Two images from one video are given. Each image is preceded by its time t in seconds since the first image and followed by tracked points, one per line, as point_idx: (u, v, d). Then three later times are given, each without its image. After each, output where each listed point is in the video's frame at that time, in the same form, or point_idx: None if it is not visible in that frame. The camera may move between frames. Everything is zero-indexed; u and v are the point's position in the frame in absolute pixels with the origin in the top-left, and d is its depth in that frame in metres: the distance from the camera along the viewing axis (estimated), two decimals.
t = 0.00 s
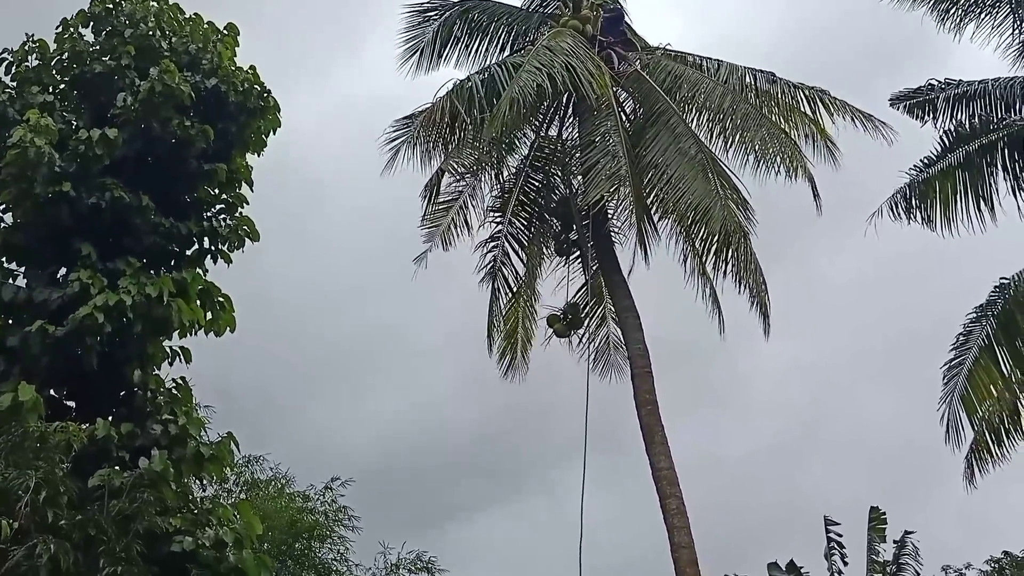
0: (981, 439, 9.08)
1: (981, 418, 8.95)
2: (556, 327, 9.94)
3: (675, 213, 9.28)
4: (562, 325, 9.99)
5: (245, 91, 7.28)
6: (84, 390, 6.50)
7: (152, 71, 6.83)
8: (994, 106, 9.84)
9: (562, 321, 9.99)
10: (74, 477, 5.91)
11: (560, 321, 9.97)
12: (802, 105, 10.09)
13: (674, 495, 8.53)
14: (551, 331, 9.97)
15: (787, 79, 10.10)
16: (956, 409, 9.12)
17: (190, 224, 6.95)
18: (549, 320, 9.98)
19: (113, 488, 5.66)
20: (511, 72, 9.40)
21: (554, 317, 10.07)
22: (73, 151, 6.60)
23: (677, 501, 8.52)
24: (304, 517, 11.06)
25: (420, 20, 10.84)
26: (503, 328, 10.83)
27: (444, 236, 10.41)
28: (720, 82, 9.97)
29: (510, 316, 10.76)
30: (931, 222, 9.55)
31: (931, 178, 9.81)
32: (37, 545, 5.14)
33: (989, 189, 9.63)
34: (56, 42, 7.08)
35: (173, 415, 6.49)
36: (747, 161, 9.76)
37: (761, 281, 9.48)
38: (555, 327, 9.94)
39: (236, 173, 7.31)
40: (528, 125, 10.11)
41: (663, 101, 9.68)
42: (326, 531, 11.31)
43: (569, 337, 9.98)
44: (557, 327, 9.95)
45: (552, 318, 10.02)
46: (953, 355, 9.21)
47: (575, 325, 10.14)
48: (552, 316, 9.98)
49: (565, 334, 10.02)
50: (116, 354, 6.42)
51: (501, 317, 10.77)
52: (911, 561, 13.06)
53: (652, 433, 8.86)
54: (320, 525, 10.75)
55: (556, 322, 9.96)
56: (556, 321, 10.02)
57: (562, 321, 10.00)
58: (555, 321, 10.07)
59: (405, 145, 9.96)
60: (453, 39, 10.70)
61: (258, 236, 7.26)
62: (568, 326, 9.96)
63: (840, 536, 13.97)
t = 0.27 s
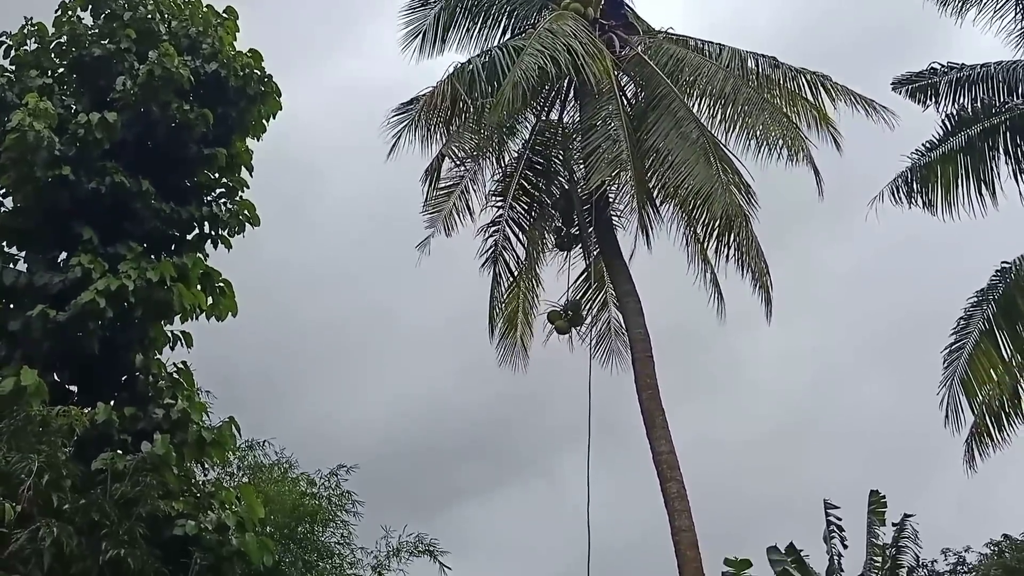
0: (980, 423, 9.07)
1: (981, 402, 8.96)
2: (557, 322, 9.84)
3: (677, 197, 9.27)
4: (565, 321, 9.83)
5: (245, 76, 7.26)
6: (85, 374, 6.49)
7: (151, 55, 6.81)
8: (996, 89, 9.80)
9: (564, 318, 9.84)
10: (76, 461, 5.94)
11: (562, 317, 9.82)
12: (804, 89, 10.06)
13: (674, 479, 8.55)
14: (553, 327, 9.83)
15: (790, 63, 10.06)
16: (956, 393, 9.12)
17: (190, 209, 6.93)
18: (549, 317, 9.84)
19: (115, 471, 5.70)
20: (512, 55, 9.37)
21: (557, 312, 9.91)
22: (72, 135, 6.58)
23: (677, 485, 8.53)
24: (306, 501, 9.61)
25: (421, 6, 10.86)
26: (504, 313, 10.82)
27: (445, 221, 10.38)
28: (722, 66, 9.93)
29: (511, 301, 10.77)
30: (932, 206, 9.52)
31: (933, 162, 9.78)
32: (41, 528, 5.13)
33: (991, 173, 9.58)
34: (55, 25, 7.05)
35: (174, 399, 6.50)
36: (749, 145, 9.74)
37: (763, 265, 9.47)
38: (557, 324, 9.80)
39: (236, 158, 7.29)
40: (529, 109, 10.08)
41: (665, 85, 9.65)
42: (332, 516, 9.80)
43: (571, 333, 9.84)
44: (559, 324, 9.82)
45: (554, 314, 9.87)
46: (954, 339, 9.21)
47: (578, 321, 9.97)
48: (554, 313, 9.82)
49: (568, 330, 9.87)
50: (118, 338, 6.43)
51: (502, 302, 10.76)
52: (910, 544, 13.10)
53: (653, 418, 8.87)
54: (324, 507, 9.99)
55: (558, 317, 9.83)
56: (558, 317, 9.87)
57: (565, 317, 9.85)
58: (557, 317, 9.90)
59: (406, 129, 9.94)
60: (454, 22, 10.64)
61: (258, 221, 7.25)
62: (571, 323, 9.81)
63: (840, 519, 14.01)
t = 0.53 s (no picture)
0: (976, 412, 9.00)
1: (974, 389, 8.93)
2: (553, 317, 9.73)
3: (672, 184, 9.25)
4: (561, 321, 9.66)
5: (240, 64, 7.25)
6: (79, 363, 6.47)
7: (145, 42, 6.75)
8: (992, 76, 9.79)
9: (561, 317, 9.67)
10: (72, 450, 5.95)
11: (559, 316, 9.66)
12: (800, 76, 10.04)
13: (670, 466, 8.56)
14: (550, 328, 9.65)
15: (786, 50, 10.04)
16: (950, 379, 9.13)
17: (185, 197, 6.90)
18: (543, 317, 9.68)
19: (111, 460, 5.69)
20: (508, 42, 9.34)
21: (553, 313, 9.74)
22: (65, 122, 6.54)
23: (673, 472, 8.54)
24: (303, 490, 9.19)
25: None
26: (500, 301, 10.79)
27: (441, 209, 10.33)
28: (718, 52, 9.91)
29: (507, 287, 10.76)
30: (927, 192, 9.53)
31: (928, 149, 9.78)
32: (37, 517, 5.10)
33: (987, 159, 9.55)
34: (47, 12, 7.00)
35: (170, 388, 6.49)
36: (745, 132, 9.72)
37: (759, 252, 9.47)
38: (553, 325, 9.62)
39: (230, 146, 7.26)
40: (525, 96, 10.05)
41: (661, 71, 9.63)
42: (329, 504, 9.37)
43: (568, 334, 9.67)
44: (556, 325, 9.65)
45: (550, 314, 9.70)
46: (949, 325, 9.21)
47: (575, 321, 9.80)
48: (550, 312, 9.65)
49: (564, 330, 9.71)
50: (113, 327, 6.42)
51: (498, 290, 10.74)
52: (904, 530, 13.16)
53: (648, 408, 8.86)
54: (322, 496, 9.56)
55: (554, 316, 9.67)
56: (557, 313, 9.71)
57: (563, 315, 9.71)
58: (553, 318, 9.70)
59: (402, 117, 9.92)
60: (449, 9, 10.61)
61: (253, 210, 7.23)
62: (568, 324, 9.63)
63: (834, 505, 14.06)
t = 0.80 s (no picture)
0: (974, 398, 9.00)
1: (972, 376, 8.90)
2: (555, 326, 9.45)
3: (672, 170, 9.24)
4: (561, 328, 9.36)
5: (238, 47, 7.22)
6: (78, 347, 6.47)
7: (143, 25, 6.72)
8: (993, 62, 9.76)
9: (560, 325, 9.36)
10: (71, 433, 5.94)
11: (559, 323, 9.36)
12: (800, 61, 10.01)
13: (668, 451, 8.57)
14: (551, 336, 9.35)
15: (786, 35, 10.01)
16: (947, 366, 9.07)
17: (183, 182, 6.89)
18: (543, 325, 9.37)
19: (110, 444, 5.69)
20: (508, 27, 9.31)
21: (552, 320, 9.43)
22: (63, 105, 6.52)
23: (671, 458, 8.55)
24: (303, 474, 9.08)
25: None
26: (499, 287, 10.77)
27: (440, 194, 10.31)
28: (718, 37, 9.87)
29: (506, 272, 10.73)
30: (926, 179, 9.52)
31: (928, 135, 9.76)
32: (37, 499, 5.10)
33: (987, 146, 9.52)
34: None
35: (169, 372, 6.50)
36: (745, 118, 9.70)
37: (758, 238, 9.46)
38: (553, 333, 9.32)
39: (228, 131, 7.24)
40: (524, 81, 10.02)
41: (661, 56, 9.60)
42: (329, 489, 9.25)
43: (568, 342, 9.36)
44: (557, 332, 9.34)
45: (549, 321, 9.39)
46: (947, 313, 9.12)
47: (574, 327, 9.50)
48: (549, 319, 9.34)
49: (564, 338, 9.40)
50: (111, 311, 6.41)
51: (497, 276, 10.72)
52: (900, 516, 13.20)
53: (647, 394, 8.86)
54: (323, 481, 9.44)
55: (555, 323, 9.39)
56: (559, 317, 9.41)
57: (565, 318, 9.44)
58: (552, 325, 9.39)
59: (402, 102, 9.90)
60: None
61: (251, 195, 7.22)
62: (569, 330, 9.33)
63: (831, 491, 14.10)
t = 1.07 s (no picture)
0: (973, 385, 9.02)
1: (971, 363, 8.90)
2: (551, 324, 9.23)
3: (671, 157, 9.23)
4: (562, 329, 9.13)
5: (235, 35, 7.19)
6: (77, 336, 6.47)
7: (140, 13, 6.69)
8: (993, 48, 9.74)
9: (561, 326, 9.13)
10: (72, 423, 5.94)
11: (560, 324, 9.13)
12: (800, 47, 9.98)
13: (667, 439, 8.58)
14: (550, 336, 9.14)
15: (786, 21, 9.99)
16: (946, 352, 9.07)
17: (181, 171, 6.87)
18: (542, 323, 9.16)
19: (111, 433, 5.69)
20: (506, 14, 9.29)
21: (552, 319, 9.21)
22: (60, 95, 6.50)
23: (671, 445, 8.56)
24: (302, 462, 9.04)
25: None
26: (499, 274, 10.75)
27: (438, 182, 10.28)
28: (717, 24, 9.83)
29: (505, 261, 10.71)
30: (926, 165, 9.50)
31: (928, 122, 9.73)
32: (38, 489, 5.12)
33: (986, 132, 9.50)
34: None
35: (169, 361, 6.50)
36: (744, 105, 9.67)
37: (757, 225, 9.45)
38: (553, 334, 9.10)
39: (226, 120, 7.23)
40: (523, 69, 10.00)
41: (659, 44, 9.57)
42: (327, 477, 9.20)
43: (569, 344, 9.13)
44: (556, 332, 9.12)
45: (549, 320, 9.18)
46: (945, 299, 9.10)
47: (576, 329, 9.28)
48: (549, 319, 9.13)
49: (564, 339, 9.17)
50: (110, 300, 6.40)
51: (496, 264, 10.70)
52: (899, 502, 13.25)
53: (646, 381, 8.87)
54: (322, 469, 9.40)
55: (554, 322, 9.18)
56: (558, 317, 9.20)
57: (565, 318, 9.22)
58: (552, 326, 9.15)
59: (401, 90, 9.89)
60: None
61: (250, 184, 7.20)
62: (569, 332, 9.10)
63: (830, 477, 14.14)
